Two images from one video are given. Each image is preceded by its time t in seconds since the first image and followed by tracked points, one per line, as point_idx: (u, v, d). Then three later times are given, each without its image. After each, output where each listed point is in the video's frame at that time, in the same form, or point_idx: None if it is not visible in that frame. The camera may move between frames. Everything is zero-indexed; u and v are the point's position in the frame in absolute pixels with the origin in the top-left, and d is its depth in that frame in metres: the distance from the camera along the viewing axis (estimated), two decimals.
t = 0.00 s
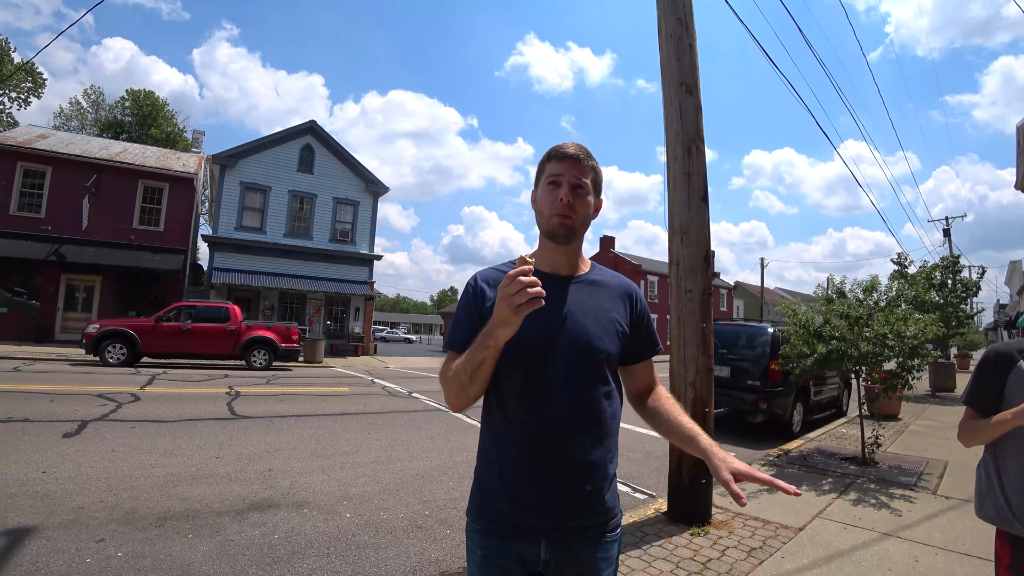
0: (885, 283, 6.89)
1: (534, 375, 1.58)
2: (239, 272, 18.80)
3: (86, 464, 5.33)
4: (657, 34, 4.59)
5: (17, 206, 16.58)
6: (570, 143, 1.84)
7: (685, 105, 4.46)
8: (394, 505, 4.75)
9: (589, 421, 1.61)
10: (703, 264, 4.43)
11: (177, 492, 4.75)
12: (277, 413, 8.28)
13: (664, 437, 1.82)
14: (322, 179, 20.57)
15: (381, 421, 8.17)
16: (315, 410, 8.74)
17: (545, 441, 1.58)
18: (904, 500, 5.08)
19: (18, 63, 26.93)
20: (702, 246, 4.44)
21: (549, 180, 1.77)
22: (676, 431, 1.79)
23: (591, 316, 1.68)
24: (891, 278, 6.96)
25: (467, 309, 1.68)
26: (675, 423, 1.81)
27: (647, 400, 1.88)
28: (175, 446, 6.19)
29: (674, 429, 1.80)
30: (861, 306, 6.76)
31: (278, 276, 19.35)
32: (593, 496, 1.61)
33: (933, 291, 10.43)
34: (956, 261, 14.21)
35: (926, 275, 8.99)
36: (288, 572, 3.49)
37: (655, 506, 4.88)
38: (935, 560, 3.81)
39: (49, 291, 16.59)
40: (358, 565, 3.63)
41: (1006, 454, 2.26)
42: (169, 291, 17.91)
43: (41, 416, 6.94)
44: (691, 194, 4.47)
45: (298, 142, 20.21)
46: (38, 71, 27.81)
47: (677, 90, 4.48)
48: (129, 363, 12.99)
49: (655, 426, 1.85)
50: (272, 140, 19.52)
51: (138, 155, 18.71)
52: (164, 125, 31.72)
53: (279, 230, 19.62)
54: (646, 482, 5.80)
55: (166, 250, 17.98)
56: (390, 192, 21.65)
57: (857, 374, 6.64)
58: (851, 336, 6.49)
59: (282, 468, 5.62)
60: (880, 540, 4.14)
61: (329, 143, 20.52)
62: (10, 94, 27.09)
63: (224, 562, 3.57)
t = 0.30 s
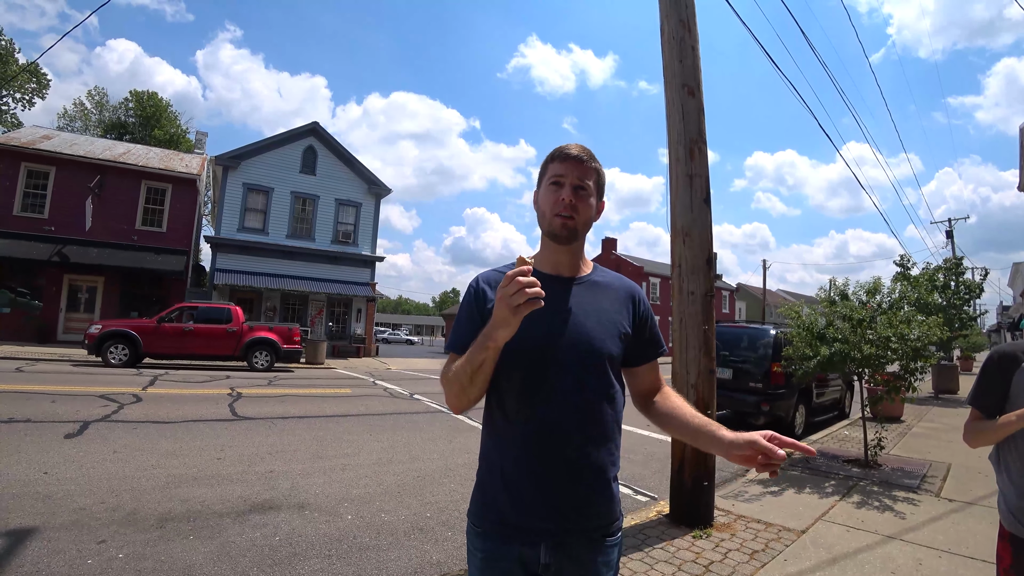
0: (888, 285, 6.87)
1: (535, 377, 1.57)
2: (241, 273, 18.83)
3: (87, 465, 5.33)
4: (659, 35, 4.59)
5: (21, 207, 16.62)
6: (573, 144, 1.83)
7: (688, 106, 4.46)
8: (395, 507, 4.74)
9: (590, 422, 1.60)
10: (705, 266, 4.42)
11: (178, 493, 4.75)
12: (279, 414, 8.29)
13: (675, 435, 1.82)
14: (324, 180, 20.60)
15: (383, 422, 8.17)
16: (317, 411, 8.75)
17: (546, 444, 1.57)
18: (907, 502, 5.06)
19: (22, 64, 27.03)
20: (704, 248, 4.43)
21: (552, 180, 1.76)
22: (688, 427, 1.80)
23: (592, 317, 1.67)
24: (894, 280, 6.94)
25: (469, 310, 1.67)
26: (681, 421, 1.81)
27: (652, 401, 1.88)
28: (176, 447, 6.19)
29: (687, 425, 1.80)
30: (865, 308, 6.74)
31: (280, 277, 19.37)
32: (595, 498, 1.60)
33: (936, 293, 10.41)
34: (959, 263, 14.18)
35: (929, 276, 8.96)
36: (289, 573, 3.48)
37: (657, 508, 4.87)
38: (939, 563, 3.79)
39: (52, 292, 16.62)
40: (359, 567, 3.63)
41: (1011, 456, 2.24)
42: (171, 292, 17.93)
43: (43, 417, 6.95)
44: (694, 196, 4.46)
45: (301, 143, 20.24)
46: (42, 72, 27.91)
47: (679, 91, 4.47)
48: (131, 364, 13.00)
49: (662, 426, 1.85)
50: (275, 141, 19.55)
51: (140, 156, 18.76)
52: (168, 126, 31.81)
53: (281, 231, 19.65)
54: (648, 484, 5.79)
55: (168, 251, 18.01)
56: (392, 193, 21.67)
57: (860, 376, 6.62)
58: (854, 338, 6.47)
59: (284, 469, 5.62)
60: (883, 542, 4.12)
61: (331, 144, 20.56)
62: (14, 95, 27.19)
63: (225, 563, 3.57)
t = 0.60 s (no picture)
0: (889, 285, 6.87)
1: (535, 377, 1.57)
2: (242, 273, 18.84)
3: (88, 466, 5.33)
4: (659, 35, 4.59)
5: (22, 209, 16.65)
6: (575, 147, 1.82)
7: (688, 106, 4.46)
8: (396, 507, 4.73)
9: (591, 423, 1.60)
10: (706, 266, 4.42)
11: (179, 494, 4.74)
12: (280, 415, 8.29)
13: (674, 437, 1.82)
14: (325, 181, 20.61)
15: (383, 423, 8.17)
16: (318, 411, 8.76)
17: (546, 445, 1.57)
18: (909, 502, 5.05)
19: (23, 66, 27.05)
20: (705, 247, 4.42)
21: (553, 185, 1.76)
22: (688, 428, 1.80)
23: (593, 317, 1.67)
24: (896, 279, 6.93)
25: (469, 309, 1.67)
26: (682, 421, 1.82)
27: (652, 403, 1.88)
28: (177, 448, 6.18)
29: (687, 426, 1.80)
30: (866, 308, 6.73)
31: (281, 278, 19.38)
32: (595, 501, 1.60)
33: (938, 293, 10.40)
34: (961, 263, 14.17)
35: (930, 275, 8.95)
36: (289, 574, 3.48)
37: (658, 508, 4.86)
38: (940, 563, 3.78)
39: (53, 293, 16.63)
40: (361, 568, 3.62)
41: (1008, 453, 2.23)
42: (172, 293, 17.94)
43: (44, 418, 6.96)
44: (694, 196, 4.46)
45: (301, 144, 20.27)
46: (42, 74, 27.92)
47: (679, 91, 4.47)
48: (132, 365, 13.01)
49: (662, 428, 1.85)
50: (276, 142, 19.57)
51: (141, 157, 18.78)
52: (168, 127, 31.84)
53: (282, 232, 19.65)
54: (649, 484, 5.78)
55: (169, 253, 18.02)
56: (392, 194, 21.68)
57: (861, 376, 6.61)
58: (855, 337, 6.45)
59: (284, 470, 5.61)
60: (884, 542, 4.11)
61: (332, 145, 20.57)
62: (15, 97, 27.21)
63: (226, 564, 3.56)
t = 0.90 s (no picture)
0: (892, 285, 6.85)
1: (538, 377, 1.57)
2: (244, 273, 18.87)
3: (91, 464, 5.35)
4: (662, 34, 4.57)
5: (24, 208, 16.69)
6: (584, 153, 1.80)
7: (690, 106, 4.46)
8: (398, 507, 4.73)
9: (594, 424, 1.60)
10: (708, 266, 4.42)
11: (181, 493, 4.75)
12: (281, 414, 8.30)
13: (676, 437, 1.81)
14: (327, 181, 20.63)
15: (385, 422, 8.17)
16: (320, 410, 8.77)
17: (549, 445, 1.57)
18: (911, 503, 5.04)
19: (25, 65, 27.10)
20: (707, 248, 4.41)
21: (559, 193, 1.75)
22: (689, 427, 1.79)
23: (596, 318, 1.67)
24: (898, 280, 6.91)
25: (473, 309, 1.67)
26: (685, 421, 1.81)
27: (654, 403, 1.88)
28: (180, 447, 6.20)
29: (687, 426, 1.80)
30: (869, 308, 6.71)
31: (283, 277, 19.40)
32: (598, 501, 1.59)
33: (941, 293, 10.40)
34: (963, 263, 14.14)
35: (933, 276, 8.93)
36: (291, 573, 3.48)
37: (660, 508, 4.85)
38: (943, 564, 3.77)
39: (56, 292, 16.68)
40: (363, 567, 3.62)
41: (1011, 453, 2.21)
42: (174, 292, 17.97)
43: (47, 417, 6.97)
44: (697, 196, 4.45)
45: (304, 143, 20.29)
46: (45, 73, 27.97)
47: (682, 91, 4.47)
48: (134, 364, 13.03)
49: (664, 427, 1.85)
50: (278, 141, 19.59)
51: (144, 157, 18.81)
52: (170, 126, 31.90)
53: (284, 231, 19.67)
54: (651, 484, 5.78)
55: (171, 252, 18.05)
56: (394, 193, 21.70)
57: (863, 376, 6.60)
58: (858, 337, 6.44)
59: (286, 469, 5.62)
60: (887, 543, 4.10)
61: (334, 144, 20.59)
62: (18, 96, 27.27)
63: (228, 563, 3.57)
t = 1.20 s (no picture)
0: (892, 291, 6.85)
1: (540, 382, 1.56)
2: (245, 270, 18.87)
3: (89, 460, 5.34)
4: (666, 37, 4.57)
5: (27, 203, 16.71)
6: (587, 155, 1.80)
7: (693, 110, 4.46)
8: (395, 507, 4.73)
9: (595, 429, 1.59)
10: (710, 270, 4.41)
11: (179, 490, 4.74)
12: (280, 412, 8.30)
13: (676, 442, 1.81)
14: (329, 179, 20.64)
15: (384, 422, 8.17)
16: (319, 409, 8.76)
17: (550, 448, 1.57)
18: (909, 510, 5.03)
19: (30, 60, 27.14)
20: (708, 252, 4.41)
21: (563, 194, 1.75)
22: (691, 433, 1.79)
23: (598, 322, 1.67)
24: (899, 286, 6.91)
25: (474, 312, 1.67)
26: (685, 426, 1.81)
27: (655, 407, 1.87)
28: (178, 444, 6.19)
29: (690, 431, 1.79)
30: (869, 314, 6.70)
31: (284, 275, 19.41)
32: (598, 505, 1.59)
33: (941, 299, 10.37)
34: (964, 269, 14.13)
35: (933, 282, 8.92)
36: (287, 573, 3.47)
37: (658, 512, 4.85)
38: (940, 572, 3.77)
39: (57, 287, 16.69)
40: (359, 567, 3.62)
41: (1010, 463, 2.21)
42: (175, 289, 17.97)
43: (45, 412, 6.97)
44: (699, 199, 4.45)
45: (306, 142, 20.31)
46: (49, 68, 28.00)
47: (685, 94, 4.47)
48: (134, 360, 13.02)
49: (664, 431, 1.85)
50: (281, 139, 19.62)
51: (146, 153, 18.82)
52: (173, 123, 31.96)
53: (285, 229, 19.68)
54: (649, 488, 5.78)
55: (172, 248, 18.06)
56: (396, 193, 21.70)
57: (863, 382, 6.59)
58: (858, 343, 6.43)
59: (284, 468, 5.62)
60: (885, 550, 4.10)
61: (337, 143, 20.60)
62: (22, 91, 27.31)
63: (225, 561, 3.56)
